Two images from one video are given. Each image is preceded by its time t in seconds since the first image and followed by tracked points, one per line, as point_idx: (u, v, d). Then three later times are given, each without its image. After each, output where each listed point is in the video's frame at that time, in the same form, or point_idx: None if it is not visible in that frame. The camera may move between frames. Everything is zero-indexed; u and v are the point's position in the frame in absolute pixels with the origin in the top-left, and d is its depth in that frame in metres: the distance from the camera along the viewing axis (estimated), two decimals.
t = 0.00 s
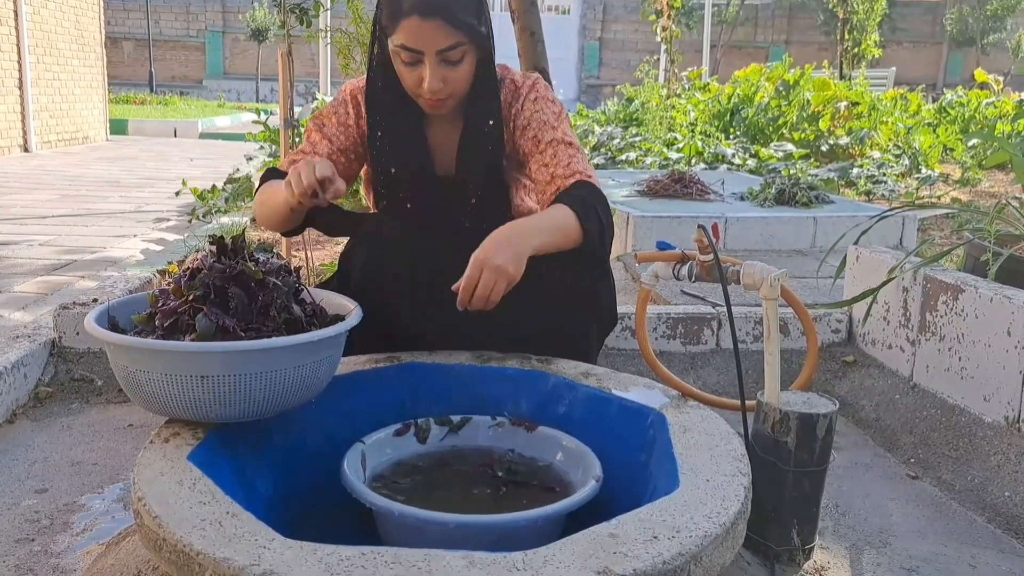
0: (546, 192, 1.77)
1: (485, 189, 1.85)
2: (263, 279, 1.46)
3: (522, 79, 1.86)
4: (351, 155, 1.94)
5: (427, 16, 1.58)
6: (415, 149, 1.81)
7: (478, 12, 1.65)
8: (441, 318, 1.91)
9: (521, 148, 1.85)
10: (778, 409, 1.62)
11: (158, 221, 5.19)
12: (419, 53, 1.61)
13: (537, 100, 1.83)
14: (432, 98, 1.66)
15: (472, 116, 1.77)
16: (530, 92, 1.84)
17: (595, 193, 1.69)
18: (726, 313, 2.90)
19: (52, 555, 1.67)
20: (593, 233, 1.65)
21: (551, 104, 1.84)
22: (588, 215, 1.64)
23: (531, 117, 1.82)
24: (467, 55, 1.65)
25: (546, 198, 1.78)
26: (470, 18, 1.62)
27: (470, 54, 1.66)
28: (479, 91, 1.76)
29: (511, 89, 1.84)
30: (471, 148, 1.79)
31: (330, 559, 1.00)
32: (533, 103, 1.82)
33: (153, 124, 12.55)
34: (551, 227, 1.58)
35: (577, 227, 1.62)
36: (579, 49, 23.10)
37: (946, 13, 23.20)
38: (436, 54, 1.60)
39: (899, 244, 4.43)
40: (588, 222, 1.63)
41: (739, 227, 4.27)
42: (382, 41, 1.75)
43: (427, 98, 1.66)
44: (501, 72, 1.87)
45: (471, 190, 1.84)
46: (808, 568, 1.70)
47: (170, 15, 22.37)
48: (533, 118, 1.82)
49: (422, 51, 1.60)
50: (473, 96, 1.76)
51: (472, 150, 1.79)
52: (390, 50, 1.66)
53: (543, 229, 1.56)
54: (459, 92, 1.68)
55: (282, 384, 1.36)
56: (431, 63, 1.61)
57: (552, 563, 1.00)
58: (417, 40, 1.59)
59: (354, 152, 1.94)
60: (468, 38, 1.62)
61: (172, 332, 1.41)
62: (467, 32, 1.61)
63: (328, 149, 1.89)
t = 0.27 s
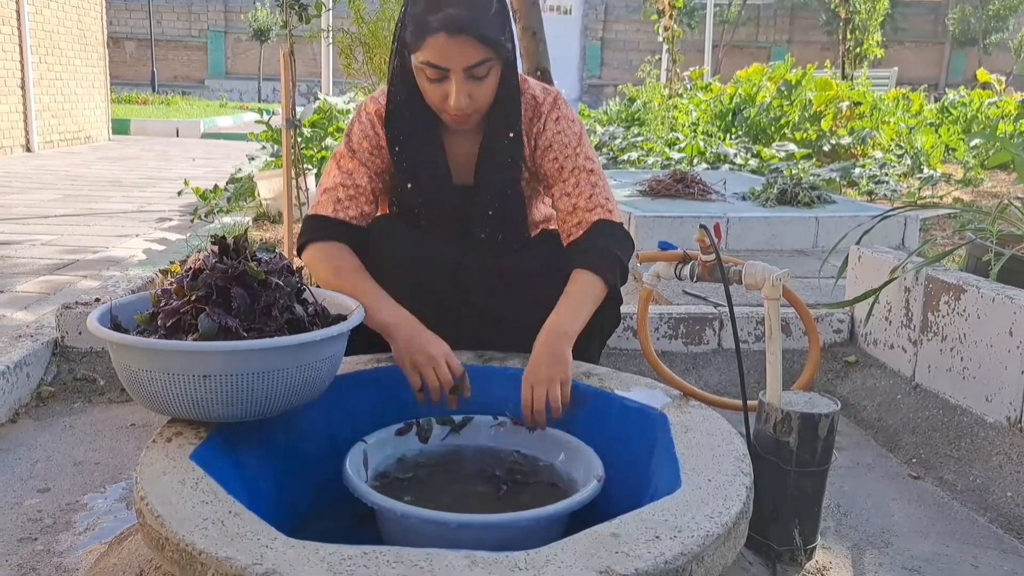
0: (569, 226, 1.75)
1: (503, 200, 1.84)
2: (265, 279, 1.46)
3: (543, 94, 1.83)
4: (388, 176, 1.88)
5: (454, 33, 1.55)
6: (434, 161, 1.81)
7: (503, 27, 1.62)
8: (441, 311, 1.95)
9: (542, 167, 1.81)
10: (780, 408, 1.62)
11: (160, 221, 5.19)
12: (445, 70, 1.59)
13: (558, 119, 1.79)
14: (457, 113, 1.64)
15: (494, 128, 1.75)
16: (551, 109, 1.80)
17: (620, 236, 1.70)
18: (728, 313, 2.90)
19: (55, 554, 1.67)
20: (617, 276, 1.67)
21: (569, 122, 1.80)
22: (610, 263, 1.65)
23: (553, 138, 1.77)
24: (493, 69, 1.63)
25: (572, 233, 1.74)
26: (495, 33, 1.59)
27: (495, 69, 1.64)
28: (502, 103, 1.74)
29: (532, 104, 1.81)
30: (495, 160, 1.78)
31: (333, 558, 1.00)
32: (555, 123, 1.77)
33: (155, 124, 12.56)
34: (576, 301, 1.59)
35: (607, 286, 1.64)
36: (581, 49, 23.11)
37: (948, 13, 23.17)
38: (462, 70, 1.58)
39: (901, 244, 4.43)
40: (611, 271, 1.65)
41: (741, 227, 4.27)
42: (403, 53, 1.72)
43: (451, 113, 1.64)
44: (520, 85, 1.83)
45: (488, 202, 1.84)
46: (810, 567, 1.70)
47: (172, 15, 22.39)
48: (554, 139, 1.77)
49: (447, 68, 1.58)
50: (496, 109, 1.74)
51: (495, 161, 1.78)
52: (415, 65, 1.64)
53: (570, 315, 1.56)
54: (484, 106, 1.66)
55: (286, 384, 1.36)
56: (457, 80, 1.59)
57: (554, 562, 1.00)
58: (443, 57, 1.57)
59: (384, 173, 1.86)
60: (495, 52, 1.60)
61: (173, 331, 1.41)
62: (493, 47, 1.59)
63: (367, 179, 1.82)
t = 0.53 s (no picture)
0: (573, 239, 1.72)
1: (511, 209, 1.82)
2: (267, 281, 1.47)
3: (551, 105, 1.79)
4: (398, 190, 1.84)
5: (464, 53, 1.50)
6: (444, 176, 1.77)
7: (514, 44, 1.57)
8: (445, 315, 1.94)
9: (549, 179, 1.78)
10: (781, 409, 1.62)
11: (161, 222, 5.20)
12: (455, 89, 1.53)
13: (565, 130, 1.76)
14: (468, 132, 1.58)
15: (504, 142, 1.72)
16: (559, 120, 1.77)
17: (627, 253, 1.68)
18: (729, 313, 2.90)
19: (57, 555, 1.67)
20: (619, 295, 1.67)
21: (577, 131, 1.77)
22: (615, 285, 1.65)
23: (560, 149, 1.74)
24: (503, 87, 1.57)
25: (580, 243, 1.70)
26: (506, 51, 1.54)
27: (506, 87, 1.58)
28: (512, 119, 1.69)
29: (540, 116, 1.77)
30: (506, 173, 1.76)
31: (335, 559, 1.00)
32: (561, 134, 1.74)
33: (156, 125, 12.58)
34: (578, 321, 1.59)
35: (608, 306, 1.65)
36: (582, 49, 23.13)
37: (949, 13, 23.16)
38: (473, 90, 1.52)
39: (902, 245, 4.43)
40: (611, 288, 1.65)
41: (742, 227, 4.28)
42: (411, 69, 1.67)
43: (462, 132, 1.58)
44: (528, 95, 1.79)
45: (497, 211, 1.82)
46: (811, 568, 1.70)
47: (172, 17, 22.43)
48: (561, 150, 1.74)
49: (458, 88, 1.52)
50: (506, 125, 1.69)
51: (506, 174, 1.76)
52: (424, 83, 1.58)
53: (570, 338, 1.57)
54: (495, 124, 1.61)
55: (287, 384, 1.37)
56: (468, 101, 1.53)
57: (556, 563, 1.01)
58: (454, 77, 1.51)
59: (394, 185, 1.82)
60: (506, 70, 1.54)
61: (174, 332, 1.41)
62: (504, 66, 1.53)
63: (377, 195, 1.78)
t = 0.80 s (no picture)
0: (573, 242, 1.72)
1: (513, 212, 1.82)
2: (267, 282, 1.47)
3: (553, 109, 1.79)
4: (401, 197, 1.83)
5: (465, 61, 1.50)
6: (445, 180, 1.78)
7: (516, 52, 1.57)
8: (446, 317, 1.93)
9: (549, 182, 1.79)
10: (781, 409, 1.62)
11: (161, 223, 5.20)
12: (456, 96, 1.53)
13: (567, 133, 1.76)
14: (469, 139, 1.58)
15: (506, 147, 1.72)
16: (560, 124, 1.77)
17: (625, 256, 1.69)
18: (729, 314, 2.90)
19: (58, 556, 1.67)
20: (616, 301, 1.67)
21: (578, 134, 1.78)
22: (613, 288, 1.65)
23: (561, 152, 1.74)
24: (505, 94, 1.57)
25: (582, 244, 1.70)
26: (508, 59, 1.53)
27: (507, 94, 1.58)
28: (513, 124, 1.69)
29: (542, 121, 1.77)
30: (508, 178, 1.76)
31: (336, 560, 1.00)
32: (562, 137, 1.75)
33: (156, 126, 12.59)
34: (575, 323, 1.58)
35: (607, 308, 1.64)
36: (582, 50, 23.14)
37: (949, 12, 23.16)
38: (473, 98, 1.53)
39: (903, 244, 4.43)
40: (612, 291, 1.65)
41: (742, 227, 4.27)
42: (413, 75, 1.67)
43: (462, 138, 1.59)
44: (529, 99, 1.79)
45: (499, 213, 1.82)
46: (813, 568, 1.70)
47: (173, 17, 22.44)
48: (562, 154, 1.74)
49: (459, 95, 1.53)
50: (508, 130, 1.69)
51: (507, 178, 1.77)
52: (425, 90, 1.58)
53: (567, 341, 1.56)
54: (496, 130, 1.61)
55: (287, 385, 1.36)
56: (469, 108, 1.53)
57: (557, 563, 1.01)
58: (455, 84, 1.51)
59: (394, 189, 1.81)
60: (507, 78, 1.54)
61: (174, 334, 1.41)
62: (506, 74, 1.53)
63: (379, 201, 1.77)
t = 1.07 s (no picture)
0: (571, 242, 1.72)
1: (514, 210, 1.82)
2: (269, 281, 1.47)
3: (556, 110, 1.78)
4: (399, 192, 1.83)
5: (471, 60, 1.49)
6: (446, 178, 1.78)
7: (522, 52, 1.56)
8: (447, 317, 1.93)
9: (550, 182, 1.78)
10: (783, 407, 1.62)
11: (163, 221, 5.20)
12: (461, 95, 1.53)
13: (568, 133, 1.75)
14: (472, 137, 1.58)
15: (508, 146, 1.72)
16: (562, 124, 1.76)
17: (622, 258, 1.68)
18: (731, 312, 2.90)
19: (61, 554, 1.68)
20: (612, 302, 1.65)
21: (579, 135, 1.77)
22: (606, 291, 1.63)
23: (562, 153, 1.74)
24: (509, 94, 1.57)
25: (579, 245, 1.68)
26: (514, 60, 1.53)
27: (512, 94, 1.58)
28: (516, 123, 1.69)
29: (545, 121, 1.76)
30: (509, 177, 1.76)
31: (338, 558, 1.00)
32: (563, 137, 1.74)
33: (158, 125, 12.60)
34: (564, 324, 1.58)
35: (599, 311, 1.62)
36: (583, 48, 23.15)
37: (951, 10, 23.13)
38: (477, 96, 1.52)
39: (905, 243, 4.43)
40: (606, 297, 1.63)
41: (744, 225, 4.27)
42: (417, 73, 1.66)
43: (465, 136, 1.58)
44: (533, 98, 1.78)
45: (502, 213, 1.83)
46: (814, 566, 1.70)
47: (174, 16, 22.45)
48: (562, 154, 1.73)
49: (463, 93, 1.52)
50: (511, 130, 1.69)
51: (509, 179, 1.77)
52: (430, 87, 1.58)
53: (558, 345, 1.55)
54: (499, 129, 1.61)
55: (287, 383, 1.36)
56: (473, 107, 1.53)
57: (559, 562, 1.00)
58: (460, 82, 1.51)
59: (393, 186, 1.80)
60: (512, 78, 1.54)
61: (177, 333, 1.41)
62: (511, 74, 1.53)
63: (375, 197, 1.77)
